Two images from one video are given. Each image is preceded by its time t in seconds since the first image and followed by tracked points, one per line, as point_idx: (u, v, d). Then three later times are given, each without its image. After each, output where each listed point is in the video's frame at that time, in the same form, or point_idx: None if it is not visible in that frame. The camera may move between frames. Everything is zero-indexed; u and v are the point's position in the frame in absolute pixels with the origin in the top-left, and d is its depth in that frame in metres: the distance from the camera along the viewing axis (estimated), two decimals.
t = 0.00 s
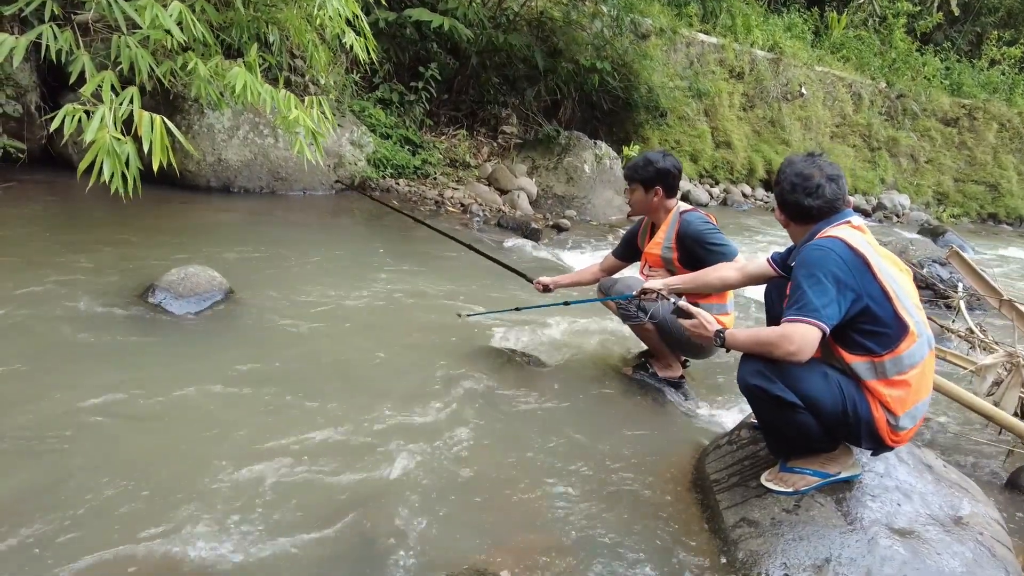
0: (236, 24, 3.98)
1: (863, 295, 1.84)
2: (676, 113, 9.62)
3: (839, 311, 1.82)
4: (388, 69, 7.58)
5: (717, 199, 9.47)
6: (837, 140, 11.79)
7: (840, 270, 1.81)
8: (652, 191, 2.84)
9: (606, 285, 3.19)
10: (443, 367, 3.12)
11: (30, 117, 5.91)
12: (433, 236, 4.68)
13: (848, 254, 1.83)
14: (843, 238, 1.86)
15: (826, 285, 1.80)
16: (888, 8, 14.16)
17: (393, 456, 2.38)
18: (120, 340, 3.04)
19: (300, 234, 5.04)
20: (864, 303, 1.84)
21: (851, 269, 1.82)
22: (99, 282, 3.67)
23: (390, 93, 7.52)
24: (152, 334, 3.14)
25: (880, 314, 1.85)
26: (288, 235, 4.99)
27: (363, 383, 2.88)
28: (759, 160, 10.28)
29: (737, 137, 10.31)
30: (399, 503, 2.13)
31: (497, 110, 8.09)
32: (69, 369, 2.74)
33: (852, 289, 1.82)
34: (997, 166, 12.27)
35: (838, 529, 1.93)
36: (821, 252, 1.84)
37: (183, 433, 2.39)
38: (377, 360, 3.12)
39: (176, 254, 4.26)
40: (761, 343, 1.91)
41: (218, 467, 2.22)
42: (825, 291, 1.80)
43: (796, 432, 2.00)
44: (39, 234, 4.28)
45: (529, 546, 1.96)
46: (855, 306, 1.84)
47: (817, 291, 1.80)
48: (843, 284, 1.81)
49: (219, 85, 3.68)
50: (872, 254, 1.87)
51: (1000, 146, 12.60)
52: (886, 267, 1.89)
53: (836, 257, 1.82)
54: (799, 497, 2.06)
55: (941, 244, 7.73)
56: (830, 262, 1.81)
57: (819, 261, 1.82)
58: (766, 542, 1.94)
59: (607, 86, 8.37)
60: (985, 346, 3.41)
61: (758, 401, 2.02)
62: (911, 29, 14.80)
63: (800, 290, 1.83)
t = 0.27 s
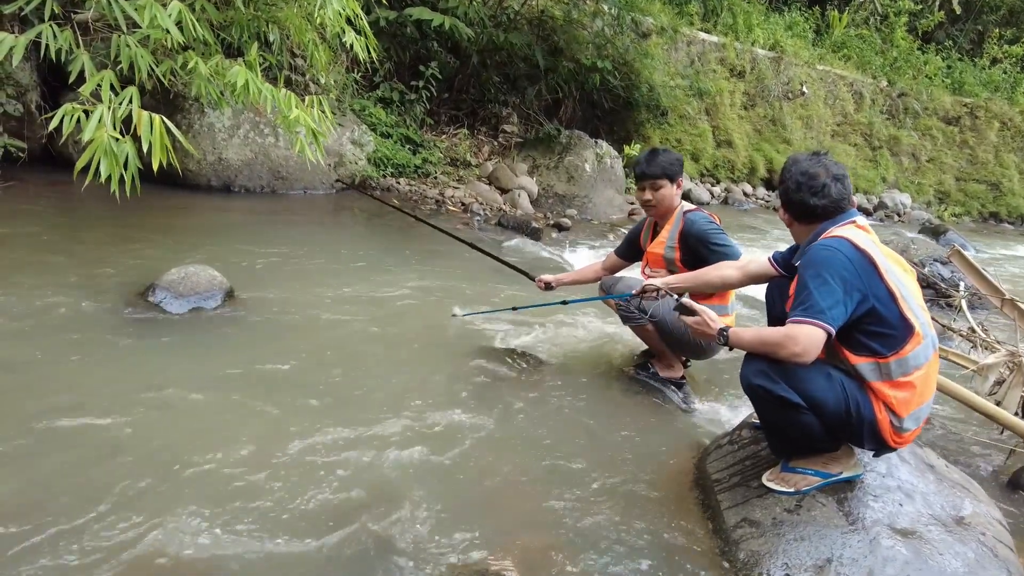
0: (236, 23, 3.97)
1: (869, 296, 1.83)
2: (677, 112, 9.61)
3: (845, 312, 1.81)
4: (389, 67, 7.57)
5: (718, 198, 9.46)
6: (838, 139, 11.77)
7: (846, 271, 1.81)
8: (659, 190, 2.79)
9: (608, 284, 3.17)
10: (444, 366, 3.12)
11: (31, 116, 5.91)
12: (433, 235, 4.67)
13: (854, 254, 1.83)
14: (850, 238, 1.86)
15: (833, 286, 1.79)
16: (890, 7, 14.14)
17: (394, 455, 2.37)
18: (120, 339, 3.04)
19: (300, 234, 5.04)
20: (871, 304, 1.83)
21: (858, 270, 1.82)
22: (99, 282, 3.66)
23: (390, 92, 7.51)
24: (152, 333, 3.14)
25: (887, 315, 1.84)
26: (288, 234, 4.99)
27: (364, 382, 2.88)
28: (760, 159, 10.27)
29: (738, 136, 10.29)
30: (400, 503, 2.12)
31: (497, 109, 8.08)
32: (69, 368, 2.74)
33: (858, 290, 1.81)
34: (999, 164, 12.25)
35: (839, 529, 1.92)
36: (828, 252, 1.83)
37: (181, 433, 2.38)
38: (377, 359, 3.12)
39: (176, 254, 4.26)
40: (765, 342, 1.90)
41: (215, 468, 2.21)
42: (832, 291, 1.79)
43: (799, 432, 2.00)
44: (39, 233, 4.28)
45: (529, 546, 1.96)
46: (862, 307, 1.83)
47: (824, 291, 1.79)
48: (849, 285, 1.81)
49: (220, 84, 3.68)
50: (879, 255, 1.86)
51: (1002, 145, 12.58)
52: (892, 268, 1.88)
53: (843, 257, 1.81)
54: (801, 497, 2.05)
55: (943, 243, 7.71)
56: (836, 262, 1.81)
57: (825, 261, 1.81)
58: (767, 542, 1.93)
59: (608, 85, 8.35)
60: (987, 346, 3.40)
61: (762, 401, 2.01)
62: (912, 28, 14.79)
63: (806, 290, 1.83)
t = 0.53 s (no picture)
0: (237, 22, 3.97)
1: (880, 296, 1.82)
2: (678, 111, 9.60)
3: (856, 312, 1.81)
4: (390, 66, 7.56)
5: (719, 197, 9.46)
6: (839, 138, 11.76)
7: (858, 270, 1.80)
8: (666, 185, 2.78)
9: (608, 283, 3.15)
10: (445, 366, 3.11)
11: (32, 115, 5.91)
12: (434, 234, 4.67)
13: (866, 254, 1.82)
14: (862, 237, 1.85)
15: (845, 285, 1.79)
16: (891, 6, 14.12)
17: (395, 455, 2.37)
18: (122, 338, 3.04)
19: (301, 233, 5.03)
20: (882, 304, 1.83)
21: (870, 270, 1.81)
22: (100, 281, 3.66)
23: (391, 91, 7.51)
24: (154, 332, 3.13)
25: (897, 316, 1.84)
26: (290, 233, 4.99)
27: (365, 382, 2.88)
28: (761, 158, 10.26)
29: (739, 135, 10.28)
30: (401, 502, 2.12)
31: (498, 108, 8.07)
32: (70, 367, 2.74)
33: (869, 290, 1.81)
34: (1001, 164, 12.23)
35: (842, 528, 1.92)
36: (839, 251, 1.82)
37: (181, 433, 2.38)
38: (379, 358, 3.11)
39: (178, 253, 4.26)
40: (769, 341, 1.90)
41: (216, 468, 2.21)
42: (844, 291, 1.79)
43: (804, 431, 2.00)
44: (40, 232, 4.28)
45: (531, 545, 1.96)
46: (873, 308, 1.83)
47: (836, 291, 1.79)
48: (861, 284, 1.80)
49: (221, 83, 3.67)
50: (890, 255, 1.86)
51: (1003, 144, 12.56)
52: (902, 268, 1.88)
53: (855, 257, 1.81)
54: (803, 496, 2.05)
55: (944, 242, 7.71)
56: (848, 262, 1.80)
57: (837, 261, 1.81)
58: (769, 541, 1.93)
59: (609, 84, 8.34)
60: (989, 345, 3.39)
61: (766, 400, 2.01)
62: (914, 27, 14.78)
63: (817, 289, 1.82)
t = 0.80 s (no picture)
0: (239, 21, 3.97)
1: (885, 296, 1.82)
2: (679, 110, 9.60)
3: (860, 312, 1.81)
4: (391, 65, 7.56)
5: (720, 196, 9.46)
6: (840, 137, 11.74)
7: (863, 270, 1.80)
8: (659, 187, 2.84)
9: (609, 283, 3.15)
10: (446, 365, 3.12)
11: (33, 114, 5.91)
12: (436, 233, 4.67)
13: (871, 254, 1.82)
14: (867, 237, 1.86)
15: (849, 285, 1.79)
16: (892, 5, 14.12)
17: (398, 455, 2.37)
18: (123, 338, 3.04)
19: (302, 232, 5.03)
20: (886, 304, 1.83)
21: (875, 270, 1.82)
22: (102, 280, 3.66)
23: (392, 90, 7.52)
24: (155, 331, 3.14)
25: (901, 316, 1.84)
26: (291, 232, 4.99)
27: (366, 381, 2.88)
28: (762, 157, 10.24)
29: (741, 134, 10.27)
30: (400, 502, 2.12)
31: (499, 107, 8.08)
32: (71, 367, 2.74)
33: (874, 289, 1.81)
34: (1002, 163, 12.22)
35: (843, 528, 1.92)
36: (844, 250, 1.82)
37: (181, 433, 2.37)
38: (380, 358, 3.12)
39: (179, 252, 4.26)
40: (770, 340, 1.89)
41: (216, 468, 2.20)
42: (848, 291, 1.79)
43: (805, 430, 2.00)
44: (41, 232, 4.28)
45: (534, 546, 1.95)
46: (877, 307, 1.83)
47: (840, 291, 1.79)
48: (866, 284, 1.80)
49: (222, 82, 3.67)
50: (895, 255, 1.86)
51: (1005, 143, 12.55)
52: (907, 269, 1.88)
53: (860, 256, 1.81)
54: (804, 496, 2.05)
55: (945, 242, 7.71)
56: (853, 261, 1.80)
57: (842, 260, 1.81)
58: (770, 541, 1.93)
59: (610, 83, 8.32)
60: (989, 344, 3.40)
61: (768, 399, 2.01)
62: (915, 26, 14.76)
63: (822, 289, 1.82)
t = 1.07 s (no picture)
0: (240, 21, 3.98)
1: (885, 295, 1.83)
2: (680, 109, 9.60)
3: (861, 310, 1.81)
4: (391, 65, 7.57)
5: (721, 196, 9.47)
6: (841, 137, 11.73)
7: (864, 268, 1.80)
8: (665, 181, 2.82)
9: (611, 282, 3.15)
10: (447, 364, 3.12)
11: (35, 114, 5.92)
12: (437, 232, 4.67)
13: (872, 253, 1.83)
14: (867, 236, 1.86)
15: (851, 283, 1.79)
16: (893, 4, 14.11)
17: (398, 454, 2.37)
18: (124, 337, 3.05)
19: (303, 231, 5.04)
20: (887, 302, 1.83)
21: (875, 269, 1.82)
22: (103, 280, 3.67)
23: (393, 90, 7.52)
24: (156, 331, 3.14)
25: (901, 315, 1.84)
26: (292, 232, 4.99)
27: (366, 379, 2.89)
28: (763, 156, 10.24)
29: (741, 134, 10.27)
30: (401, 501, 2.13)
31: (499, 107, 8.08)
32: (73, 366, 2.75)
33: (875, 288, 1.81)
34: (1003, 162, 12.21)
35: (842, 526, 1.93)
36: (845, 249, 1.83)
37: (182, 432, 2.38)
38: (380, 357, 3.12)
39: (180, 251, 4.26)
40: (770, 338, 1.90)
41: (216, 467, 2.21)
42: (849, 289, 1.79)
43: (805, 428, 2.00)
44: (43, 231, 4.29)
45: (534, 544, 1.96)
46: (878, 306, 1.83)
47: (842, 290, 1.79)
48: (866, 283, 1.80)
49: (223, 81, 3.68)
50: (895, 254, 1.86)
51: (1006, 143, 12.54)
52: (907, 268, 1.89)
53: (861, 255, 1.81)
54: (803, 495, 2.06)
55: (946, 241, 7.71)
56: (854, 260, 1.81)
57: (843, 259, 1.81)
58: (769, 539, 1.94)
59: (611, 83, 8.32)
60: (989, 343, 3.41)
61: (768, 397, 2.01)
62: (916, 25, 14.75)
63: (823, 287, 1.82)
